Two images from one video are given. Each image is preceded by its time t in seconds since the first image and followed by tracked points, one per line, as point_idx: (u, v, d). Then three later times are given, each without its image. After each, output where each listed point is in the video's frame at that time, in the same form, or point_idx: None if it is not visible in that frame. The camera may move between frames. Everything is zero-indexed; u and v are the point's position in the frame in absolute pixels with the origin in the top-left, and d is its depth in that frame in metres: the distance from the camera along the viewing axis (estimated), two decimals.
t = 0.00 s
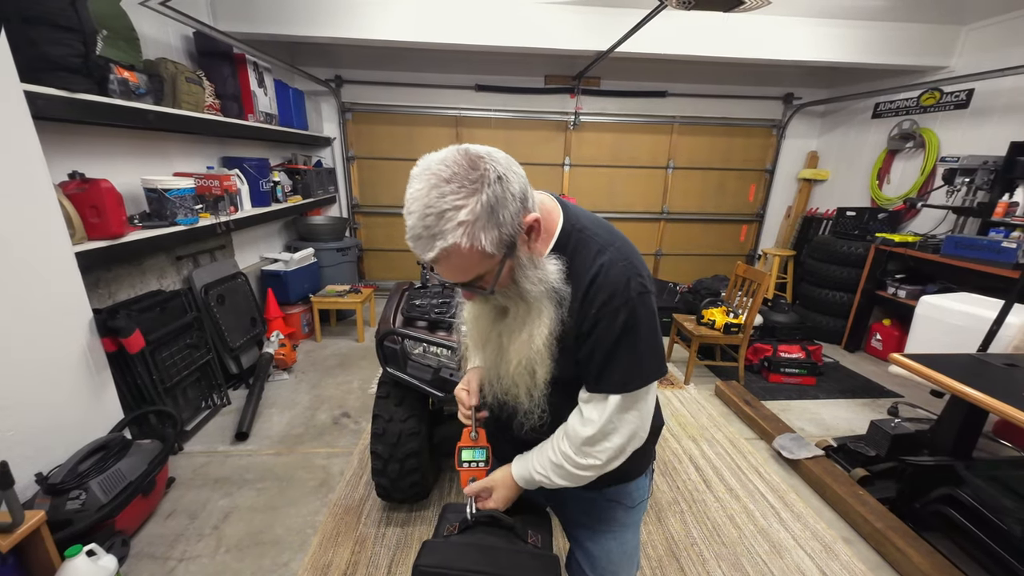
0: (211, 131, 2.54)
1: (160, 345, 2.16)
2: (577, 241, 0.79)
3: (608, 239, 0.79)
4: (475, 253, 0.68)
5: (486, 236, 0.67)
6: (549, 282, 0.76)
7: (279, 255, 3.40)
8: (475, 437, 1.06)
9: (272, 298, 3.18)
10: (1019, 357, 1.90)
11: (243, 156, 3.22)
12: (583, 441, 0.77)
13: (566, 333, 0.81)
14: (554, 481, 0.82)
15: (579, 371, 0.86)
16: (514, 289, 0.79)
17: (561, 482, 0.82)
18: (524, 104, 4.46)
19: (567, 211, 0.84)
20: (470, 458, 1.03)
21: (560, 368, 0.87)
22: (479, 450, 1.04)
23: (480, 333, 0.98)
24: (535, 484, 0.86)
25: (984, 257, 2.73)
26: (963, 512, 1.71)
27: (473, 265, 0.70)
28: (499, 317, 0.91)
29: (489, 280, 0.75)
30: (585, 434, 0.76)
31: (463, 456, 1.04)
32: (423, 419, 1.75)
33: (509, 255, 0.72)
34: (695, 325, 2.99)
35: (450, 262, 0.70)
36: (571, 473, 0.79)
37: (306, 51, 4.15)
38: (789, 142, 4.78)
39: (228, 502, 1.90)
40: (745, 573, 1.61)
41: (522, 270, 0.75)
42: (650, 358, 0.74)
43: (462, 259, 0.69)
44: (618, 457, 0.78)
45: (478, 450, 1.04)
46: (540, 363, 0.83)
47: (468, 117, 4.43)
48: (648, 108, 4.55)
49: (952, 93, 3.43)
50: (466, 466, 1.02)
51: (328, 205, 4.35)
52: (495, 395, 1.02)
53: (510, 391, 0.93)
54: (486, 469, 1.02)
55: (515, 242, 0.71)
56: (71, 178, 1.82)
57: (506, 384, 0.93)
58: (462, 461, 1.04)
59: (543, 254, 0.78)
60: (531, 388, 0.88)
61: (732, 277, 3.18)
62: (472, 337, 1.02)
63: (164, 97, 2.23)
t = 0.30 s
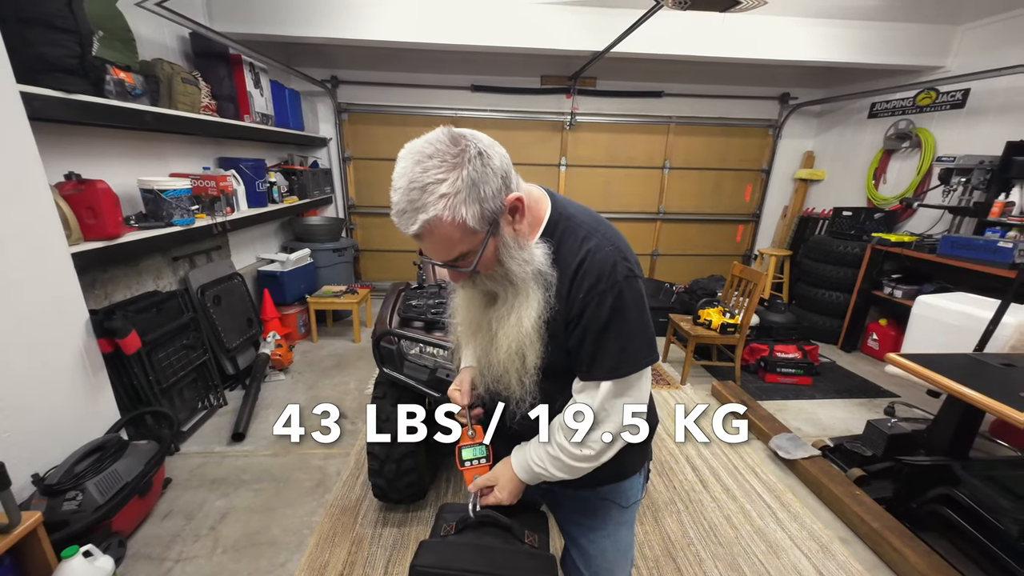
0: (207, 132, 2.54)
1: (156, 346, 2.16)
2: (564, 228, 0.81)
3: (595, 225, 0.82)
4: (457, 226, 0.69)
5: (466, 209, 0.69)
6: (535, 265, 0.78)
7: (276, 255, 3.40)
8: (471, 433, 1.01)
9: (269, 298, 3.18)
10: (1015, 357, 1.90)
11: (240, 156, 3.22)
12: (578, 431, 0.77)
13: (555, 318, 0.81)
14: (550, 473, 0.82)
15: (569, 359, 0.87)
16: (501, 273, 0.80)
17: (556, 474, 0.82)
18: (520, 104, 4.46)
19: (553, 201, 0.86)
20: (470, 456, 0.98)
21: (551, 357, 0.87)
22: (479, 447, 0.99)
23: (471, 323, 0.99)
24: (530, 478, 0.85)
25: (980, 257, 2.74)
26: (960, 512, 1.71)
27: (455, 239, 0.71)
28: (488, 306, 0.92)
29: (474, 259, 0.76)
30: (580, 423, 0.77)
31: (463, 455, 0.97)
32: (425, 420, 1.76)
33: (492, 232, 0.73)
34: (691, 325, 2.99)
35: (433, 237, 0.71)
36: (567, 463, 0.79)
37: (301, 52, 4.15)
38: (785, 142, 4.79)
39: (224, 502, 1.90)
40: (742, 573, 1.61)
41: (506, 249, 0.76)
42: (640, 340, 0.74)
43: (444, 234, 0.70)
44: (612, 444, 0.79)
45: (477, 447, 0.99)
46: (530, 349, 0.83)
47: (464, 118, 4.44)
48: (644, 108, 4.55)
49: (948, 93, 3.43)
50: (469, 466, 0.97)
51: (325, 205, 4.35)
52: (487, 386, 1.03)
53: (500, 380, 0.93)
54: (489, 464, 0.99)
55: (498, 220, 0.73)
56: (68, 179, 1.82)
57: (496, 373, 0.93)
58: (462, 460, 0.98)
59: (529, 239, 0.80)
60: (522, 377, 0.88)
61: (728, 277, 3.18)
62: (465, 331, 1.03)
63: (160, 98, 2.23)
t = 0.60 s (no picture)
0: (207, 130, 2.54)
1: (156, 344, 2.16)
2: (566, 223, 0.82)
3: (595, 221, 0.83)
4: (468, 223, 0.70)
5: (478, 205, 0.69)
6: (541, 261, 0.78)
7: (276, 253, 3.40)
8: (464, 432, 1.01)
9: (268, 297, 3.18)
10: (1016, 356, 1.90)
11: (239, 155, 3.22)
12: (578, 427, 0.77)
13: (558, 314, 0.81)
14: (552, 471, 0.82)
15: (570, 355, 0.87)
16: (508, 268, 0.80)
17: (557, 471, 0.82)
18: (520, 102, 4.46)
19: (554, 197, 0.86)
20: (467, 454, 0.97)
21: (552, 353, 0.87)
22: (474, 444, 0.99)
23: (471, 320, 0.98)
24: (532, 476, 0.86)
25: (981, 256, 2.73)
26: (959, 511, 1.71)
27: (466, 236, 0.71)
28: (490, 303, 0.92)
29: (483, 255, 0.76)
30: (579, 420, 0.77)
31: (461, 455, 0.96)
32: (425, 419, 1.76)
33: (502, 228, 0.73)
34: (691, 324, 2.99)
35: (443, 234, 0.71)
36: (568, 460, 0.80)
37: (301, 51, 4.15)
38: (785, 141, 4.79)
39: (224, 500, 1.90)
40: (741, 572, 1.61)
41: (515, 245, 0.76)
42: (643, 334, 0.75)
43: (456, 230, 0.70)
44: (612, 436, 0.79)
45: (472, 445, 0.99)
46: (534, 344, 0.83)
47: (464, 116, 4.44)
48: (644, 106, 4.55)
49: (948, 92, 3.43)
50: (469, 464, 0.96)
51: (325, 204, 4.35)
52: (486, 384, 1.03)
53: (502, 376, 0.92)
54: (487, 459, 0.99)
55: (507, 215, 0.73)
56: (67, 177, 1.82)
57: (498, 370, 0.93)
58: (460, 460, 0.97)
59: (533, 235, 0.81)
60: (524, 374, 0.88)
61: (728, 275, 3.18)
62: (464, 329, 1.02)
63: (160, 96, 2.24)
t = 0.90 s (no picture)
0: (206, 129, 2.54)
1: (154, 344, 2.16)
2: (568, 220, 0.82)
3: (597, 219, 0.83)
4: (480, 217, 0.70)
5: (490, 199, 0.69)
6: (545, 257, 0.78)
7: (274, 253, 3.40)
8: (457, 447, 1.01)
9: (266, 297, 3.18)
10: (1014, 356, 1.90)
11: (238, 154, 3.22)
12: (578, 428, 0.77)
13: (562, 310, 0.81)
14: (554, 471, 0.82)
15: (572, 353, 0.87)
16: (513, 264, 0.79)
17: (559, 471, 0.82)
18: (519, 102, 4.46)
19: (555, 195, 0.87)
20: (462, 470, 0.97)
21: (554, 351, 0.87)
22: (467, 458, 0.99)
23: (472, 319, 0.98)
24: (533, 478, 0.85)
25: (979, 256, 2.73)
26: (958, 511, 1.71)
27: (478, 230, 0.71)
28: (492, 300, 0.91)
29: (491, 251, 0.75)
30: (579, 420, 0.77)
31: (456, 472, 0.97)
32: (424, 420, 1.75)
33: (511, 223, 0.74)
34: (689, 324, 2.99)
35: (455, 229, 0.70)
36: (569, 459, 0.80)
37: (300, 50, 4.15)
38: (783, 141, 4.79)
39: (222, 500, 1.90)
40: (740, 572, 1.61)
41: (523, 239, 0.77)
42: (646, 329, 0.76)
43: (468, 224, 0.70)
44: (613, 435, 0.80)
45: (466, 459, 0.99)
46: (538, 341, 0.83)
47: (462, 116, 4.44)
48: (642, 106, 4.55)
49: (946, 92, 3.44)
50: (464, 480, 0.96)
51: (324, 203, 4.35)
52: (486, 384, 1.02)
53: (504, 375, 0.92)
54: (484, 471, 0.99)
55: (516, 210, 0.74)
56: (66, 176, 1.82)
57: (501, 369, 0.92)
58: (456, 477, 0.97)
59: (536, 232, 0.81)
60: (527, 372, 0.87)
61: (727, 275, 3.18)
62: (463, 328, 1.01)
63: (158, 96, 2.25)
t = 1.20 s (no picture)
0: (205, 128, 2.54)
1: (153, 343, 2.17)
2: (560, 216, 0.82)
3: (589, 214, 0.83)
4: (470, 212, 0.69)
5: (479, 193, 0.69)
6: (538, 253, 0.78)
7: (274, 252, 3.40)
8: (455, 461, 0.99)
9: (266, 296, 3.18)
10: (1013, 355, 1.90)
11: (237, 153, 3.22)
12: (578, 427, 0.77)
13: (558, 306, 0.81)
14: (556, 471, 0.82)
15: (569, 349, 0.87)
16: (507, 261, 0.79)
17: (562, 470, 0.82)
18: (518, 101, 4.46)
19: (547, 192, 0.87)
20: (461, 483, 0.95)
21: (551, 348, 0.87)
22: (466, 470, 0.97)
23: (467, 319, 0.97)
24: (535, 481, 0.85)
25: (978, 255, 2.74)
26: (957, 510, 1.71)
27: (468, 226, 0.71)
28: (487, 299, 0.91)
29: (483, 248, 0.75)
30: (579, 420, 0.77)
31: (455, 485, 0.94)
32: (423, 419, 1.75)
33: (502, 218, 0.74)
34: (689, 323, 2.99)
35: (445, 226, 0.70)
36: (570, 458, 0.80)
37: (299, 49, 4.16)
38: (783, 140, 4.79)
39: (221, 499, 1.90)
40: (739, 571, 1.60)
41: (514, 235, 0.77)
42: (642, 320, 0.76)
43: (458, 220, 0.70)
44: (612, 432, 0.80)
45: (464, 471, 0.97)
46: (535, 338, 0.83)
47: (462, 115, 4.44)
48: (641, 105, 4.55)
49: (945, 91, 3.44)
50: (465, 492, 0.93)
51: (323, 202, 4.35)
52: (485, 385, 1.01)
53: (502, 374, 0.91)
54: (484, 483, 0.96)
55: (506, 206, 0.74)
56: (65, 175, 1.82)
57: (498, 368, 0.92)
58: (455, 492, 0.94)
59: (528, 228, 0.81)
60: (525, 369, 0.87)
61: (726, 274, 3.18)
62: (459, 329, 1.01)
63: (157, 95, 2.25)
